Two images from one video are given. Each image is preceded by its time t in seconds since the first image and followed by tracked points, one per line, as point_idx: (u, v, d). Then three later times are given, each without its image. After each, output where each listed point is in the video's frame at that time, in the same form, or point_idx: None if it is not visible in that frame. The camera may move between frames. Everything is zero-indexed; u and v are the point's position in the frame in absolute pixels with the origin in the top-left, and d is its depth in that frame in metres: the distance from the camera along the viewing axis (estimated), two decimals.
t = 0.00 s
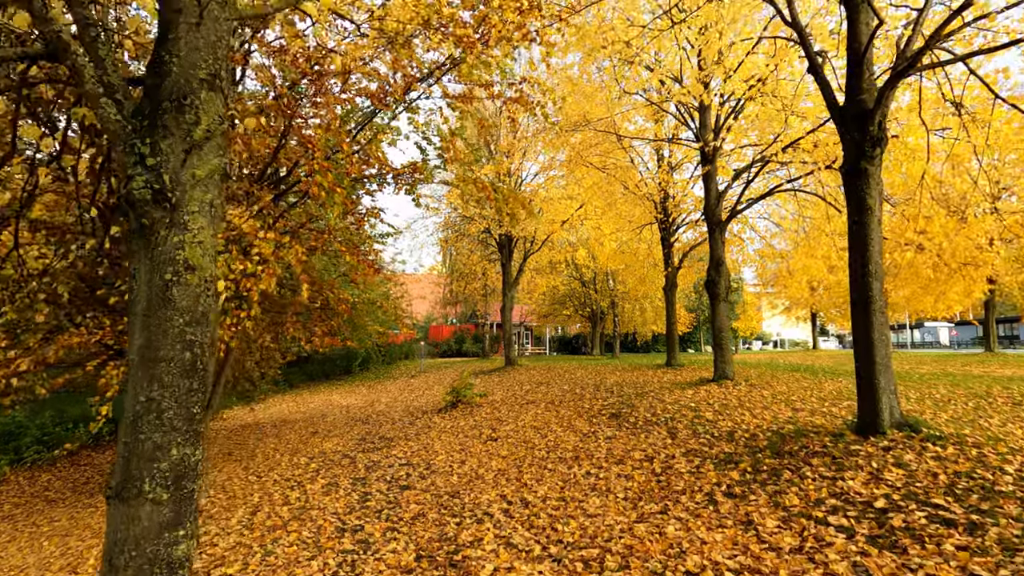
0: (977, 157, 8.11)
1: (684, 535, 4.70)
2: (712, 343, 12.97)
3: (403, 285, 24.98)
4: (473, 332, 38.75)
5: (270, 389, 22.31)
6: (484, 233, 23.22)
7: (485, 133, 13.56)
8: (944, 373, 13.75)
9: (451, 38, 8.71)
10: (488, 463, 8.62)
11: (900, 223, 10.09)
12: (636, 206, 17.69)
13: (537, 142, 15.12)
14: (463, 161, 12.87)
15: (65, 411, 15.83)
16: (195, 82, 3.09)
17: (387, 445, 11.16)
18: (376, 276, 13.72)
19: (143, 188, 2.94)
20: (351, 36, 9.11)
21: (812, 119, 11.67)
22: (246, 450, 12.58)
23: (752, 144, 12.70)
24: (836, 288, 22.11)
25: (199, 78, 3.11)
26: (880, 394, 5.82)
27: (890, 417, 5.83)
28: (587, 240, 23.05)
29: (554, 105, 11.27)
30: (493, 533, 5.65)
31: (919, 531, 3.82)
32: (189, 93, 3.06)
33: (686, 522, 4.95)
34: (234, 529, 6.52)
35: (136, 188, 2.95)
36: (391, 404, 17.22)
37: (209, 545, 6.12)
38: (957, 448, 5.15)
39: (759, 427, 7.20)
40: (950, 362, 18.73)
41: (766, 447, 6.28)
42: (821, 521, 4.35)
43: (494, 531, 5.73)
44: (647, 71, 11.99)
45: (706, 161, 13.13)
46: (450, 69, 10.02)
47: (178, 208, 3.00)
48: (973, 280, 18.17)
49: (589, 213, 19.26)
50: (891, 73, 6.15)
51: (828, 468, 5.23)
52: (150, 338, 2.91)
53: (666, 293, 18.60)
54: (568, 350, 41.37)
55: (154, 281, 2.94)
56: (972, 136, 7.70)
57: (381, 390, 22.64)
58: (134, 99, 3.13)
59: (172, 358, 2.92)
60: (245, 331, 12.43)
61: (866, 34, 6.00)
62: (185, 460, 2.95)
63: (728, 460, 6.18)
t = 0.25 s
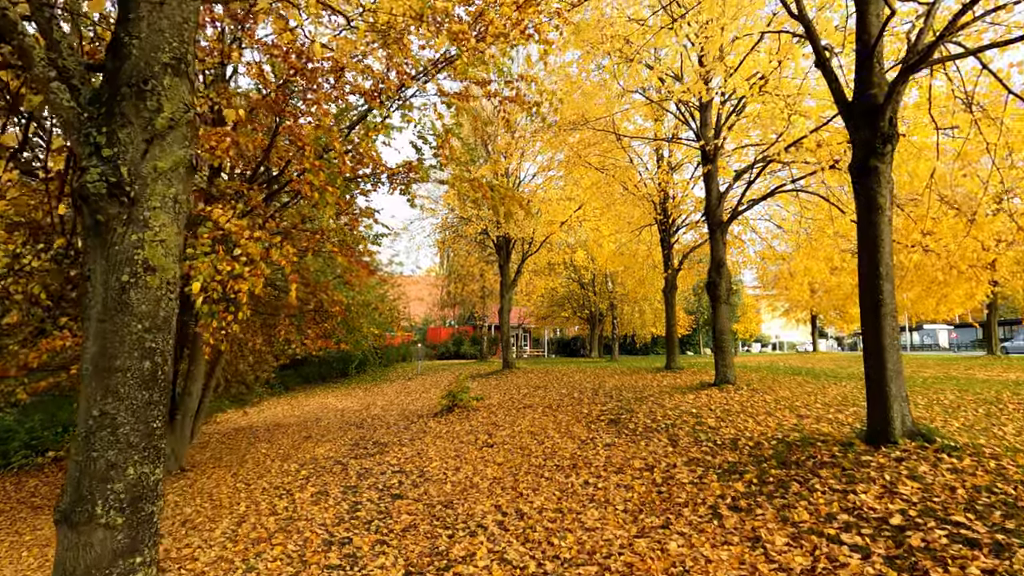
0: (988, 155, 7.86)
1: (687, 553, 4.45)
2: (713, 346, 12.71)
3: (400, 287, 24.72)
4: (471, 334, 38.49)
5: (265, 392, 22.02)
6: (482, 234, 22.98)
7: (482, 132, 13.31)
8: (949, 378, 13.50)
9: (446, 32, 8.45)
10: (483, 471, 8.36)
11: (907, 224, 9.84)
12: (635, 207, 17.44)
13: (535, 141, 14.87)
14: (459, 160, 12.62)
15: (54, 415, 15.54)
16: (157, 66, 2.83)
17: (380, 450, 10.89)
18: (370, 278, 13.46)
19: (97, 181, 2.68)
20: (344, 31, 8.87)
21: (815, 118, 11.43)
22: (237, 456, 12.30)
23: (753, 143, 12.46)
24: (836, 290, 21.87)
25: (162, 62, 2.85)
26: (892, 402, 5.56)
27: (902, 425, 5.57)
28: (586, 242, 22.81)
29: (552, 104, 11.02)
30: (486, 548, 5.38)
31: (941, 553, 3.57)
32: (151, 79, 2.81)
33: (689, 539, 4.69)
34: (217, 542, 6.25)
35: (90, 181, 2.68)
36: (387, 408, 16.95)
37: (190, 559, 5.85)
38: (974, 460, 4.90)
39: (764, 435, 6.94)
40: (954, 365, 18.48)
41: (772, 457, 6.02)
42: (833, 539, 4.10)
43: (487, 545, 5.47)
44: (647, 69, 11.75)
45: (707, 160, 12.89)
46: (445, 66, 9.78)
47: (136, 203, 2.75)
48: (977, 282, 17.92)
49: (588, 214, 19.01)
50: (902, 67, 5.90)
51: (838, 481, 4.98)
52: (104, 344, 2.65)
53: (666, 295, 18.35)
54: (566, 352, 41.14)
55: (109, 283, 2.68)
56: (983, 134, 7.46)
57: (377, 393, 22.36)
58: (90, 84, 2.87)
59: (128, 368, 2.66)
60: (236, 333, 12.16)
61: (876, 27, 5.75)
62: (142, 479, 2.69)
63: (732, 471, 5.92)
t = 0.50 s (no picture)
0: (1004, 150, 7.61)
1: (698, 566, 4.20)
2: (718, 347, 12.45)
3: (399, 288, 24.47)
4: (472, 336, 38.24)
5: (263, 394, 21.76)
6: (483, 235, 22.74)
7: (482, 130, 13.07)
8: (959, 380, 13.22)
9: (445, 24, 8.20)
10: (483, 476, 8.10)
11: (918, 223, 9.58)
12: (638, 207, 17.19)
13: (536, 139, 14.63)
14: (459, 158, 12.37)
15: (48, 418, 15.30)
16: (124, 40, 2.59)
17: (377, 455, 10.63)
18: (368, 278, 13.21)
19: (54, 164, 2.45)
20: (340, 25, 8.63)
21: (822, 115, 11.19)
22: (232, 460, 12.04)
23: (759, 141, 12.22)
24: (841, 292, 21.60)
25: (129, 37, 2.61)
26: (910, 406, 5.31)
27: (920, 430, 5.32)
28: (587, 243, 22.57)
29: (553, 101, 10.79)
30: (485, 559, 5.13)
31: (973, 569, 3.32)
32: (117, 55, 2.57)
33: (699, 550, 4.44)
34: (205, 552, 5.99)
35: (47, 164, 2.45)
36: (386, 411, 16.69)
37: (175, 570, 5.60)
38: (1000, 468, 4.64)
39: (774, 440, 6.68)
40: (961, 367, 18.21)
41: (784, 463, 5.76)
42: (853, 553, 3.85)
43: (486, 555, 5.21)
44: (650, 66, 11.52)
45: (712, 158, 12.65)
46: (444, 63, 9.55)
47: (99, 189, 2.51)
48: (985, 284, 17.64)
49: (589, 214, 18.77)
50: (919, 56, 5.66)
51: (856, 489, 4.73)
52: (61, 345, 2.41)
53: (668, 296, 18.10)
54: (567, 355, 40.88)
55: (68, 276, 2.44)
56: (1000, 127, 7.20)
57: (376, 395, 22.11)
58: (52, 60, 2.63)
59: (89, 370, 2.41)
60: (231, 334, 11.91)
61: (892, 13, 5.51)
62: (104, 493, 2.45)
63: (742, 478, 5.66)
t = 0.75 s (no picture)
0: None
1: None
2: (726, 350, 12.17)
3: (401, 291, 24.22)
4: (474, 339, 37.97)
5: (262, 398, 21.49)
6: (485, 237, 22.51)
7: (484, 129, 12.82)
8: (972, 383, 12.92)
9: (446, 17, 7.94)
10: (486, 483, 7.83)
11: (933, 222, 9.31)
12: (642, 207, 16.94)
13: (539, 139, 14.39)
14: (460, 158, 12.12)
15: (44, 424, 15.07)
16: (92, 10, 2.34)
17: (378, 461, 10.35)
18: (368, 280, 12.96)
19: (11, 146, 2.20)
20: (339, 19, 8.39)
21: (832, 113, 10.95)
22: (229, 466, 11.77)
23: (766, 139, 11.97)
24: (847, 294, 21.31)
25: (100, 7, 2.36)
26: (938, 411, 5.04)
27: (948, 437, 5.05)
28: (591, 244, 22.32)
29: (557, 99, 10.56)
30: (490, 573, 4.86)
31: None
32: (85, 26, 2.32)
33: (718, 566, 4.17)
34: (196, 564, 5.73)
35: (5, 145, 2.20)
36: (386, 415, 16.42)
37: None
38: None
39: (790, 447, 6.41)
40: (972, 370, 17.88)
41: (803, 472, 5.49)
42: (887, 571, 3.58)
43: (491, 569, 4.95)
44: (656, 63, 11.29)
45: (719, 157, 12.39)
46: (446, 59, 9.33)
47: (63, 174, 2.26)
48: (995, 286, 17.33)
49: (593, 215, 18.52)
50: (943, 45, 5.41)
51: (884, 500, 4.46)
52: (18, 347, 2.16)
53: (673, 298, 17.83)
54: (570, 358, 40.59)
55: (27, 270, 2.19)
56: None
57: (377, 399, 21.85)
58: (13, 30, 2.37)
59: (51, 376, 2.16)
60: (229, 337, 11.65)
61: None
62: (67, 514, 2.20)
63: (760, 487, 5.39)
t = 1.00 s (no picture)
0: None
1: None
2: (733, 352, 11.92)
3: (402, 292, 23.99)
4: (476, 341, 37.72)
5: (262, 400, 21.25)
6: (487, 238, 22.27)
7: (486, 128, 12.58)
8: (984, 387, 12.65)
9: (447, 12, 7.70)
10: (488, 491, 7.58)
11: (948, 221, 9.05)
12: (647, 208, 16.69)
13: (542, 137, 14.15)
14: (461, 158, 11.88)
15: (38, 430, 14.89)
16: None
17: (377, 466, 10.10)
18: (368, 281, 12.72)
19: None
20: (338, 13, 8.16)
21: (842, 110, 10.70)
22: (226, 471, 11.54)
23: (774, 138, 11.73)
24: (853, 296, 21.03)
25: None
26: (964, 418, 4.79)
27: (976, 446, 4.80)
28: (594, 246, 22.07)
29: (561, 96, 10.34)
30: None
31: None
32: None
33: None
34: None
35: None
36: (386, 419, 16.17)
37: None
38: None
39: (805, 454, 6.15)
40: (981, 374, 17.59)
41: (821, 482, 5.23)
42: None
43: None
44: (661, 60, 11.07)
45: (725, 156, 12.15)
46: (448, 56, 9.10)
47: (17, 159, 2.05)
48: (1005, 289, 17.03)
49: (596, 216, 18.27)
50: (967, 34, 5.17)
51: (911, 514, 4.21)
52: None
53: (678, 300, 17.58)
54: (572, 360, 40.34)
55: None
56: None
57: (378, 402, 21.62)
58: None
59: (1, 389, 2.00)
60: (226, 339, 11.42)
61: None
62: (18, 541, 2.06)
63: (776, 497, 5.13)
